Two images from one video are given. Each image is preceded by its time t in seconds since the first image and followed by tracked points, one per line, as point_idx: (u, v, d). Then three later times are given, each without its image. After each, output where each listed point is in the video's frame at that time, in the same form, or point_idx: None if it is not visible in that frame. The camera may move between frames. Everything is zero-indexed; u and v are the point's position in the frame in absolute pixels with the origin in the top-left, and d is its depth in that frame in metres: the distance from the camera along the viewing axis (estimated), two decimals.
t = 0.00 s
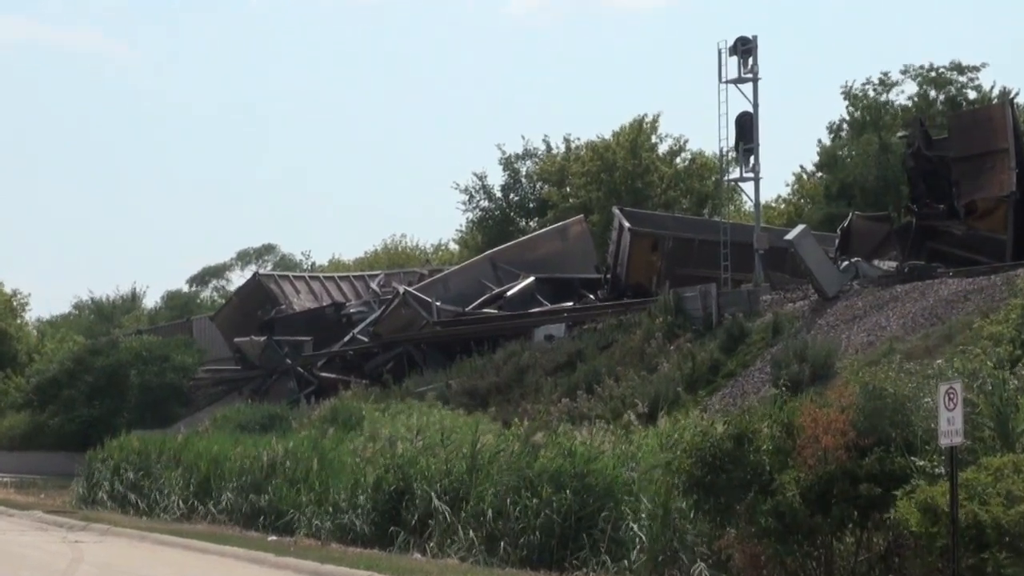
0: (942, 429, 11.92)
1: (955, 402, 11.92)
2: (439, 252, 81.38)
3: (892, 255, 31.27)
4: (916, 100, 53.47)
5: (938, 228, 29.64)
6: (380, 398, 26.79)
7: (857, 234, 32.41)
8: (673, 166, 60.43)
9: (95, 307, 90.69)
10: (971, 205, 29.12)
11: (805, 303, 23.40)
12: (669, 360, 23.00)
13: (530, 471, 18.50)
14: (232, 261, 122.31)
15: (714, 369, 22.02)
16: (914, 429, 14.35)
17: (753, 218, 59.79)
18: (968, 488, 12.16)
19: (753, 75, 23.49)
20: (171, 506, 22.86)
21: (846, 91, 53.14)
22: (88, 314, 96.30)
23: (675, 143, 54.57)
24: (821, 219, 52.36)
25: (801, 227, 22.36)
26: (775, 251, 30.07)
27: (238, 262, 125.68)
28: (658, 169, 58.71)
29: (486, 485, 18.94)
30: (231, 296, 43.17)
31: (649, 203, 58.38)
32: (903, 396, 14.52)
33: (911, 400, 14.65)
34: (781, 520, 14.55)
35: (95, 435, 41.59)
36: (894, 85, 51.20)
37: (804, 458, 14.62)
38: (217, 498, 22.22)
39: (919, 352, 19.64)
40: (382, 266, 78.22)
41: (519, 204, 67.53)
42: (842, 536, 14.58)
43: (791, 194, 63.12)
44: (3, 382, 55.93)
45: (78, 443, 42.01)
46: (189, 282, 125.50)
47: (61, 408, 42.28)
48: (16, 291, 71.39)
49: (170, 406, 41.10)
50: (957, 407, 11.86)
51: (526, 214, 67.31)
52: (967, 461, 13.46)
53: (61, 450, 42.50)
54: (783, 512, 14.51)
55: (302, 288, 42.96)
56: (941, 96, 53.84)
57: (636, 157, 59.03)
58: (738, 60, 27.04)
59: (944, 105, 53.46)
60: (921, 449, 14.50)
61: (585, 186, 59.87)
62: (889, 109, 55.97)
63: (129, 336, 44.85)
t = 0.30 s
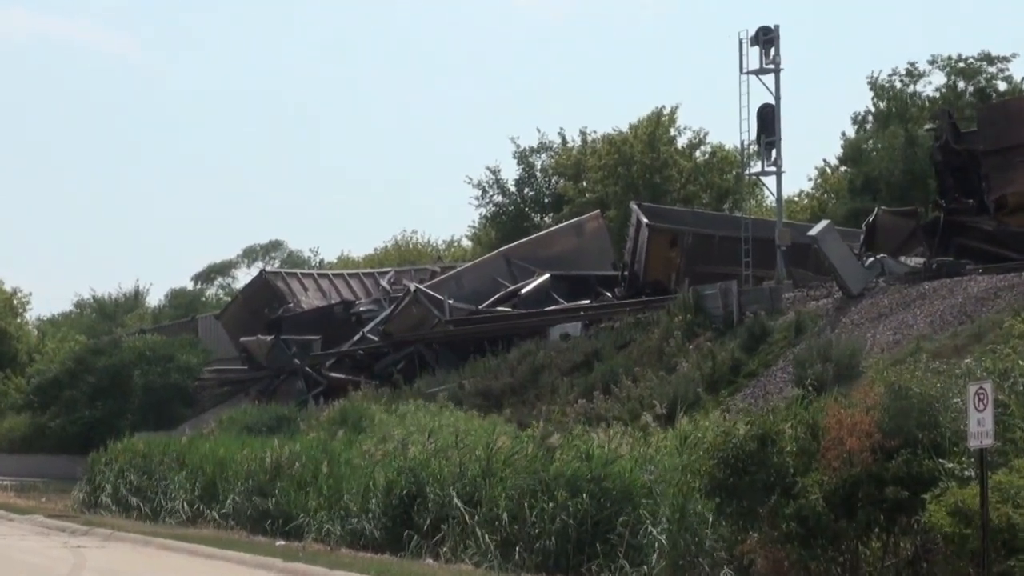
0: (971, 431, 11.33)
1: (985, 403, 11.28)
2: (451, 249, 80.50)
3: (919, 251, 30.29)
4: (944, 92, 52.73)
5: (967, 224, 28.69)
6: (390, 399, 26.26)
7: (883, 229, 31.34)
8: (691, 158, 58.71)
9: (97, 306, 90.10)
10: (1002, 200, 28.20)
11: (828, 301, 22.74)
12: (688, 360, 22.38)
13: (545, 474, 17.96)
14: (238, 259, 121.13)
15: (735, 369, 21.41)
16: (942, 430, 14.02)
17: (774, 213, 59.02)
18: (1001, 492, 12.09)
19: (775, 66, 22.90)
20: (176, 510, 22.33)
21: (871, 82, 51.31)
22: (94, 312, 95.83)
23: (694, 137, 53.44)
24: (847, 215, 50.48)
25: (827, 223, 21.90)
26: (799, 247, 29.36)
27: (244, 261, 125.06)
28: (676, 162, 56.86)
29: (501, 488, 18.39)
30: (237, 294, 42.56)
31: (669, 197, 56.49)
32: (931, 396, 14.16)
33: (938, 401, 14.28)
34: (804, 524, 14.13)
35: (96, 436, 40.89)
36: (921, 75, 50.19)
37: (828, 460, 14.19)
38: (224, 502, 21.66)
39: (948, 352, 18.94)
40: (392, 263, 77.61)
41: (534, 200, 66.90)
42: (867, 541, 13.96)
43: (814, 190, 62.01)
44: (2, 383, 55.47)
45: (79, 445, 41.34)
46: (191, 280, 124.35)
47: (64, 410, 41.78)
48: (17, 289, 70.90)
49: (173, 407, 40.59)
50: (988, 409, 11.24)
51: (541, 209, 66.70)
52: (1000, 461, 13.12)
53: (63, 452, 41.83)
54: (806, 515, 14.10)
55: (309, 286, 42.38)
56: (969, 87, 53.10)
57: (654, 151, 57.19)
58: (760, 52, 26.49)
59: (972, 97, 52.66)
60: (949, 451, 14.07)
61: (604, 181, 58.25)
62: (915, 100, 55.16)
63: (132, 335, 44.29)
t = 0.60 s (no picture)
0: (1002, 433, 10.68)
1: (1017, 405, 10.64)
2: (464, 246, 79.73)
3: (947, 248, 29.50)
4: (971, 84, 52.05)
5: (998, 220, 27.91)
6: (401, 401, 25.76)
7: (909, 225, 30.51)
8: (712, 154, 57.90)
9: (101, 304, 89.61)
10: None
11: (853, 299, 22.16)
12: (708, 360, 21.79)
13: (562, 479, 17.35)
14: (246, 255, 120.19)
15: (757, 370, 20.83)
16: (972, 432, 13.45)
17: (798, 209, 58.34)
18: None
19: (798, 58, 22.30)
20: (178, 515, 21.77)
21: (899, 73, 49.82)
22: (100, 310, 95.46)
23: (714, 131, 52.45)
24: (872, 211, 48.88)
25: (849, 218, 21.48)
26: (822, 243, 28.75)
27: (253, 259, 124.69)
28: (697, 158, 56.00)
29: (515, 494, 17.82)
30: (243, 293, 42.01)
31: (688, 192, 55.43)
32: (960, 397, 13.59)
33: (967, 402, 13.73)
34: (830, 530, 13.60)
35: (99, 439, 40.46)
36: (949, 67, 49.49)
37: (853, 465, 13.72)
38: (228, 507, 21.12)
39: (977, 352, 18.35)
40: (404, 261, 77.07)
41: (549, 195, 66.29)
42: (894, 548, 13.54)
43: (837, 185, 61.07)
44: (2, 385, 55.04)
45: (81, 448, 40.90)
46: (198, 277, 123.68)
47: (66, 411, 41.31)
48: (19, 287, 70.47)
49: (178, 408, 40.09)
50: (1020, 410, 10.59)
51: (557, 204, 66.11)
52: None
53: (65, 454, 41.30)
54: (831, 520, 13.58)
55: (317, 284, 41.84)
56: (999, 78, 52.41)
57: (673, 145, 56.15)
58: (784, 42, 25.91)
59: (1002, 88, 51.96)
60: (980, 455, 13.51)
61: (621, 176, 56.79)
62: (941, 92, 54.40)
63: (135, 335, 43.79)
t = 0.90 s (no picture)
0: None
1: None
2: (477, 243, 78.66)
3: (978, 244, 28.98)
4: (1001, 75, 51.35)
5: None
6: (412, 403, 25.21)
7: (939, 221, 30.00)
8: (732, 146, 56.04)
9: (102, 302, 88.83)
10: None
11: (879, 297, 21.58)
12: (729, 360, 21.18)
13: (578, 483, 16.82)
14: (253, 252, 118.77)
15: (780, 370, 20.24)
16: (1004, 434, 12.79)
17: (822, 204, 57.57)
18: None
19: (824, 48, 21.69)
20: (182, 520, 21.24)
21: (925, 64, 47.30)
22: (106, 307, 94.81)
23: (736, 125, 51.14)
24: (899, 205, 46.83)
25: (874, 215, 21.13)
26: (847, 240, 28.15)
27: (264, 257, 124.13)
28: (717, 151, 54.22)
29: (529, 497, 17.32)
30: (249, 292, 41.36)
31: (709, 186, 53.52)
32: (991, 398, 12.92)
33: (999, 402, 13.03)
34: (856, 536, 13.02)
35: (100, 441, 40.12)
36: (979, 57, 48.71)
37: (880, 468, 13.08)
38: (235, 511, 20.58)
39: (1010, 352, 17.74)
40: (415, 257, 76.38)
41: (565, 189, 65.55)
42: (922, 555, 12.98)
43: (861, 180, 60.24)
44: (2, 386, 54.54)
45: (83, 450, 40.55)
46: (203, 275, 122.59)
47: (67, 412, 40.81)
48: (19, 286, 69.84)
49: (183, 410, 39.55)
50: None
51: (574, 200, 65.43)
52: None
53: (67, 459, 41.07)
54: (857, 526, 13.00)
55: (326, 282, 41.31)
56: None
57: (693, 139, 54.40)
58: (809, 33, 25.33)
59: None
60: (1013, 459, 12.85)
61: (639, 170, 54.86)
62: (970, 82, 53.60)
63: (138, 334, 43.24)
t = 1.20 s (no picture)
0: None
1: None
2: (491, 240, 77.93)
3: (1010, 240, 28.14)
4: None
5: None
6: (423, 405, 24.66)
7: (969, 217, 29.15)
8: (756, 139, 54.53)
9: (105, 301, 88.46)
10: None
11: (907, 296, 20.97)
12: (751, 360, 20.61)
13: (594, 487, 16.34)
14: (260, 249, 117.87)
15: (804, 371, 19.64)
16: None
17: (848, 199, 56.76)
18: None
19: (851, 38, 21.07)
20: (187, 527, 20.73)
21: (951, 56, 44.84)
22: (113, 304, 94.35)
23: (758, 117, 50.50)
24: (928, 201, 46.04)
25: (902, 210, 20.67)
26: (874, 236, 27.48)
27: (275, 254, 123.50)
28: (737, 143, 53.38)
29: (544, 502, 16.79)
30: (255, 290, 40.80)
31: (730, 180, 52.81)
32: None
33: None
34: (880, 543, 13.37)
35: (103, 444, 39.27)
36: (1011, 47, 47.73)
37: (907, 473, 13.52)
38: (241, 515, 20.05)
39: None
40: (428, 255, 75.73)
41: (582, 184, 64.60)
42: (952, 561, 13.16)
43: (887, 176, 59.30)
44: (2, 388, 54.03)
45: (86, 453, 39.65)
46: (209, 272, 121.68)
47: (68, 414, 40.33)
48: (19, 286, 69.46)
49: (187, 412, 38.98)
50: None
51: (590, 194, 64.51)
52: None
53: (70, 462, 40.05)
54: (882, 532, 13.34)
55: (335, 280, 40.81)
56: None
57: (714, 131, 53.56)
58: (834, 24, 24.71)
59: None
60: None
61: (659, 165, 54.10)
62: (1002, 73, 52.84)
63: (142, 333, 42.82)
